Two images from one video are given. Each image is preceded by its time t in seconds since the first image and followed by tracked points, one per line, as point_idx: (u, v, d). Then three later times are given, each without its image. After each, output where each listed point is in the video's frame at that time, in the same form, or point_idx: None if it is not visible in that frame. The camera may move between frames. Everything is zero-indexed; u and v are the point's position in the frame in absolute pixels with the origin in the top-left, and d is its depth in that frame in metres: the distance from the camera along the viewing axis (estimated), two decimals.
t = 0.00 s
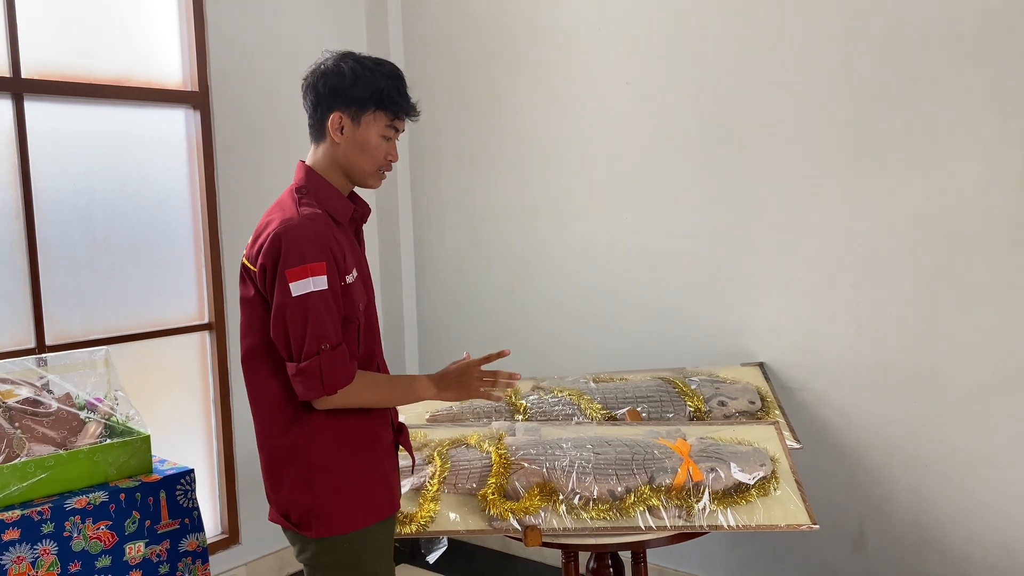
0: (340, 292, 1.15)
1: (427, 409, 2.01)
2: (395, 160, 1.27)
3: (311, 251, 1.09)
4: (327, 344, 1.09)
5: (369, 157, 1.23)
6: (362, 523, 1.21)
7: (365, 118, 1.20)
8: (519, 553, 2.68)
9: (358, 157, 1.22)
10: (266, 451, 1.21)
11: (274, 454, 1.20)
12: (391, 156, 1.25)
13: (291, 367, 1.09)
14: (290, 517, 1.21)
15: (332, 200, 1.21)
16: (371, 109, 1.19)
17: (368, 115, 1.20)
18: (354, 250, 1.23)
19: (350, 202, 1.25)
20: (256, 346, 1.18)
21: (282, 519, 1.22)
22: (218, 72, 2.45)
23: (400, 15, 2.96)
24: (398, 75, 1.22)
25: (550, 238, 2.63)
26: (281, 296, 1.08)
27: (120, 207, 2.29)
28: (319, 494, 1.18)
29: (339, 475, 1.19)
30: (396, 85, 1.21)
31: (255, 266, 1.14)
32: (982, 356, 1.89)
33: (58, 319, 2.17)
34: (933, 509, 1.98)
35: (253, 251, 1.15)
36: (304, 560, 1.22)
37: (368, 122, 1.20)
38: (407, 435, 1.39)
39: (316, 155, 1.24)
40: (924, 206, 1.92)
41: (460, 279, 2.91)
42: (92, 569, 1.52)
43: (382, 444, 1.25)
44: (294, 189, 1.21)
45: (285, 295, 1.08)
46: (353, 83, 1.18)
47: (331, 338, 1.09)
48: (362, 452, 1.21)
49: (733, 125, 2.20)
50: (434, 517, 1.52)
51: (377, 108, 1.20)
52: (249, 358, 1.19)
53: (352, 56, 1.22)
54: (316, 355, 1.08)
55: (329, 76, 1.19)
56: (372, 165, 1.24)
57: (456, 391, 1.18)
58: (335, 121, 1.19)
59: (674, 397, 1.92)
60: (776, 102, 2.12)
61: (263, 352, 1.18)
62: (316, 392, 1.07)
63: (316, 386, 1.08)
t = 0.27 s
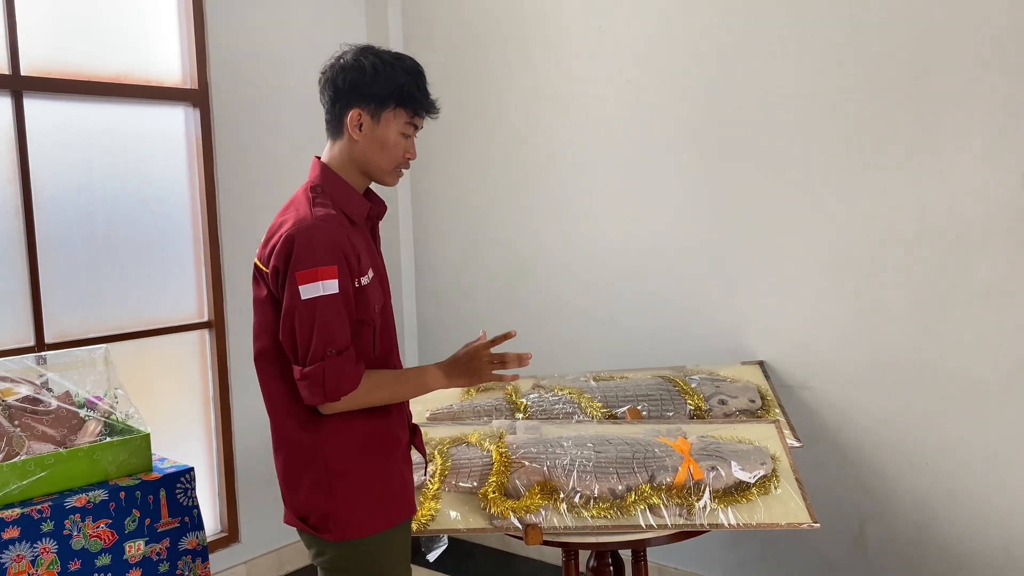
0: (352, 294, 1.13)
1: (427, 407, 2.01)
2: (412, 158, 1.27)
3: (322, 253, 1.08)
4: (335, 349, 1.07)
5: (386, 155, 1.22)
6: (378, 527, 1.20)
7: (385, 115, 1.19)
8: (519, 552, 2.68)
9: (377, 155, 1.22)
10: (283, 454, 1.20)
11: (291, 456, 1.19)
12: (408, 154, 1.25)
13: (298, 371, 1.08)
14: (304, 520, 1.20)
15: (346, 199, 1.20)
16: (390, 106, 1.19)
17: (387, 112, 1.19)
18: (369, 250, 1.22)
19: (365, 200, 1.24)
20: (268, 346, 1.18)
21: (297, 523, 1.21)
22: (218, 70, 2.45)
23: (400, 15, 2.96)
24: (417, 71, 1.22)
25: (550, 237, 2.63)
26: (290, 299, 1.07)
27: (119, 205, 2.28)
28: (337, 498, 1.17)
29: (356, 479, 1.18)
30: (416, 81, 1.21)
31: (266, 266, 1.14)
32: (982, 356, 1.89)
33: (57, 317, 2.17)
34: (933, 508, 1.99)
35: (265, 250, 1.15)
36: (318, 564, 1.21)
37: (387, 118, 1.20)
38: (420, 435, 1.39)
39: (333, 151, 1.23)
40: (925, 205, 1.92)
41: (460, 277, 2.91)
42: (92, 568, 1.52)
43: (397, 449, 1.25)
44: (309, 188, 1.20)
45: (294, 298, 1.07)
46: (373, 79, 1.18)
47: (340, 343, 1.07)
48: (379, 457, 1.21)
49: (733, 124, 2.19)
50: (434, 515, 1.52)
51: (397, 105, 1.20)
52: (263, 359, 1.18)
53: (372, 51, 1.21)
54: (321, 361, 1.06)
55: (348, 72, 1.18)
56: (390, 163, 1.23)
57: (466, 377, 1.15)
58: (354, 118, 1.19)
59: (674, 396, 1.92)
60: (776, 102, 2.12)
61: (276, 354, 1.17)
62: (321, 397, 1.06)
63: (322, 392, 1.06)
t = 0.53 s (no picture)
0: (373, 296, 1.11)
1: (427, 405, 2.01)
2: (433, 152, 1.25)
3: (342, 256, 1.06)
4: (354, 355, 1.04)
5: (405, 149, 1.21)
6: (405, 532, 1.19)
7: (403, 108, 1.18)
8: (518, 550, 2.68)
9: (396, 150, 1.20)
10: (310, 455, 1.20)
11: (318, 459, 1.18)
12: (428, 148, 1.23)
13: (316, 377, 1.06)
14: (329, 524, 1.19)
15: (365, 198, 1.19)
16: (407, 98, 1.17)
17: (404, 104, 1.18)
18: (390, 250, 1.20)
19: (385, 198, 1.22)
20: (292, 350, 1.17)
21: (321, 526, 1.20)
22: (216, 67, 2.44)
23: (399, 13, 2.96)
24: (434, 61, 1.20)
25: (549, 235, 2.63)
26: (310, 302, 1.05)
27: (117, 202, 2.28)
28: (363, 503, 1.16)
29: (382, 483, 1.17)
30: (433, 71, 1.19)
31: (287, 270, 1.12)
32: (981, 353, 1.89)
33: (56, 315, 2.16)
34: (932, 506, 1.99)
35: (285, 254, 1.14)
36: (341, 568, 1.20)
37: (405, 111, 1.18)
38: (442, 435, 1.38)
39: (352, 146, 1.23)
40: (924, 203, 1.92)
41: (459, 275, 2.91)
42: (91, 566, 1.51)
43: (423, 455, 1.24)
44: (328, 187, 1.18)
45: (314, 301, 1.05)
46: (390, 71, 1.16)
47: (359, 346, 1.05)
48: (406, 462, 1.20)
49: (733, 122, 2.19)
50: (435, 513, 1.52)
51: (414, 97, 1.18)
52: (286, 361, 1.18)
53: (388, 41, 1.19)
54: (340, 366, 1.04)
55: (364, 64, 1.17)
56: (409, 157, 1.22)
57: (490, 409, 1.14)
58: (371, 111, 1.18)
59: (674, 394, 1.92)
60: (776, 99, 2.12)
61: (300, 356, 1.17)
62: (339, 404, 1.04)
63: (339, 399, 1.04)
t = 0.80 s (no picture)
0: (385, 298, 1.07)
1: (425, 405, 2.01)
2: (421, 136, 1.16)
3: (350, 257, 1.02)
4: (355, 358, 1.00)
5: (384, 140, 1.15)
6: (432, 540, 1.16)
7: (369, 99, 1.13)
8: (516, 549, 2.68)
9: (375, 143, 1.16)
10: (331, 463, 1.15)
11: (341, 464, 1.14)
12: (411, 134, 1.15)
13: (317, 380, 1.03)
14: (350, 532, 1.15)
15: (378, 195, 1.15)
16: (369, 88, 1.12)
17: (367, 95, 1.12)
18: (407, 250, 1.16)
19: (400, 194, 1.19)
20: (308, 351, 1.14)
21: (343, 537, 1.16)
22: (213, 66, 2.43)
23: (397, 11, 2.95)
24: (397, 41, 1.11)
25: (547, 234, 2.63)
26: (317, 303, 1.02)
27: (114, 202, 2.27)
28: (389, 510, 1.12)
29: (407, 490, 1.14)
30: (391, 54, 1.11)
31: (297, 268, 1.10)
32: (979, 353, 1.89)
33: (53, 314, 2.15)
34: (930, 505, 1.99)
35: (296, 252, 1.11)
36: None
37: (371, 102, 1.13)
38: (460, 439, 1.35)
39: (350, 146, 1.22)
40: (922, 203, 1.92)
41: (457, 274, 2.90)
42: (88, 566, 1.51)
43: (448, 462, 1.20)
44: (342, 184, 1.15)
45: (320, 303, 1.02)
46: (349, 65, 1.12)
47: (363, 351, 1.01)
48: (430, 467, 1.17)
49: (732, 121, 2.19)
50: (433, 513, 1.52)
51: (375, 85, 1.11)
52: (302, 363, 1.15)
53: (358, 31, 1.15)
54: (338, 371, 1.00)
55: (332, 63, 1.15)
56: (393, 148, 1.15)
57: (501, 401, 1.03)
58: (343, 110, 1.16)
59: (672, 393, 1.92)
60: (775, 98, 2.11)
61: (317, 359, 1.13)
62: (337, 409, 1.00)
63: (336, 404, 1.00)
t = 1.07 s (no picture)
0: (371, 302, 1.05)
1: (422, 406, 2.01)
2: (407, 132, 1.13)
3: (327, 259, 1.01)
4: (330, 363, 0.98)
5: (370, 137, 1.13)
6: (432, 546, 1.16)
7: (350, 97, 1.13)
8: (513, 550, 2.68)
9: (361, 141, 1.14)
10: (329, 469, 1.15)
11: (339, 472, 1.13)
12: (396, 129, 1.13)
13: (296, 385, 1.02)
14: (351, 540, 1.15)
15: (369, 196, 1.13)
16: (351, 85, 1.12)
17: (349, 91, 1.12)
18: (401, 252, 1.15)
19: (395, 195, 1.17)
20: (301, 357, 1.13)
21: (343, 542, 1.16)
22: (210, 66, 2.43)
23: (394, 12, 2.95)
24: (376, 37, 1.12)
25: (545, 234, 2.63)
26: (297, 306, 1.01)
27: (111, 202, 2.26)
28: (387, 516, 1.12)
29: (406, 497, 1.13)
30: (370, 50, 1.11)
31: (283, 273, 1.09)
32: (975, 354, 1.90)
33: (49, 315, 2.15)
34: (927, 505, 1.99)
35: (283, 257, 1.10)
36: None
37: (353, 98, 1.12)
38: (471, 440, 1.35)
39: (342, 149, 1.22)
40: (919, 203, 1.93)
41: (455, 275, 2.90)
42: (84, 567, 1.51)
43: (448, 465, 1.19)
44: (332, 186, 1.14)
45: (299, 306, 1.01)
46: (330, 64, 1.13)
47: (340, 355, 0.99)
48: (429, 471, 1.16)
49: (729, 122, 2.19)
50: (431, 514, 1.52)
51: (355, 81, 1.11)
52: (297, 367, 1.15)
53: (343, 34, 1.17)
54: (309, 375, 0.98)
55: (317, 66, 1.17)
56: (379, 145, 1.13)
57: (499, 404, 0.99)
58: (329, 110, 1.16)
59: (669, 394, 1.92)
60: (771, 100, 2.12)
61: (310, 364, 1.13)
62: (313, 414, 0.98)
63: (313, 409, 0.98)
